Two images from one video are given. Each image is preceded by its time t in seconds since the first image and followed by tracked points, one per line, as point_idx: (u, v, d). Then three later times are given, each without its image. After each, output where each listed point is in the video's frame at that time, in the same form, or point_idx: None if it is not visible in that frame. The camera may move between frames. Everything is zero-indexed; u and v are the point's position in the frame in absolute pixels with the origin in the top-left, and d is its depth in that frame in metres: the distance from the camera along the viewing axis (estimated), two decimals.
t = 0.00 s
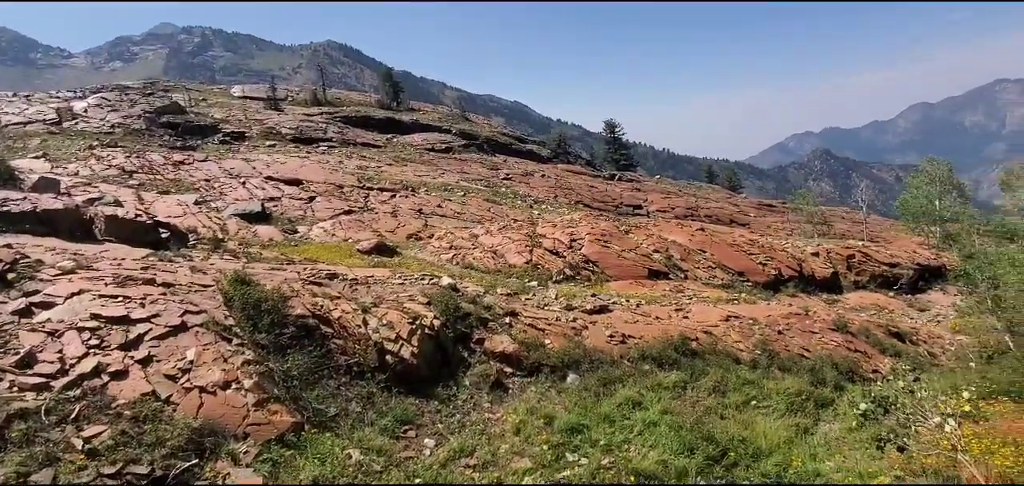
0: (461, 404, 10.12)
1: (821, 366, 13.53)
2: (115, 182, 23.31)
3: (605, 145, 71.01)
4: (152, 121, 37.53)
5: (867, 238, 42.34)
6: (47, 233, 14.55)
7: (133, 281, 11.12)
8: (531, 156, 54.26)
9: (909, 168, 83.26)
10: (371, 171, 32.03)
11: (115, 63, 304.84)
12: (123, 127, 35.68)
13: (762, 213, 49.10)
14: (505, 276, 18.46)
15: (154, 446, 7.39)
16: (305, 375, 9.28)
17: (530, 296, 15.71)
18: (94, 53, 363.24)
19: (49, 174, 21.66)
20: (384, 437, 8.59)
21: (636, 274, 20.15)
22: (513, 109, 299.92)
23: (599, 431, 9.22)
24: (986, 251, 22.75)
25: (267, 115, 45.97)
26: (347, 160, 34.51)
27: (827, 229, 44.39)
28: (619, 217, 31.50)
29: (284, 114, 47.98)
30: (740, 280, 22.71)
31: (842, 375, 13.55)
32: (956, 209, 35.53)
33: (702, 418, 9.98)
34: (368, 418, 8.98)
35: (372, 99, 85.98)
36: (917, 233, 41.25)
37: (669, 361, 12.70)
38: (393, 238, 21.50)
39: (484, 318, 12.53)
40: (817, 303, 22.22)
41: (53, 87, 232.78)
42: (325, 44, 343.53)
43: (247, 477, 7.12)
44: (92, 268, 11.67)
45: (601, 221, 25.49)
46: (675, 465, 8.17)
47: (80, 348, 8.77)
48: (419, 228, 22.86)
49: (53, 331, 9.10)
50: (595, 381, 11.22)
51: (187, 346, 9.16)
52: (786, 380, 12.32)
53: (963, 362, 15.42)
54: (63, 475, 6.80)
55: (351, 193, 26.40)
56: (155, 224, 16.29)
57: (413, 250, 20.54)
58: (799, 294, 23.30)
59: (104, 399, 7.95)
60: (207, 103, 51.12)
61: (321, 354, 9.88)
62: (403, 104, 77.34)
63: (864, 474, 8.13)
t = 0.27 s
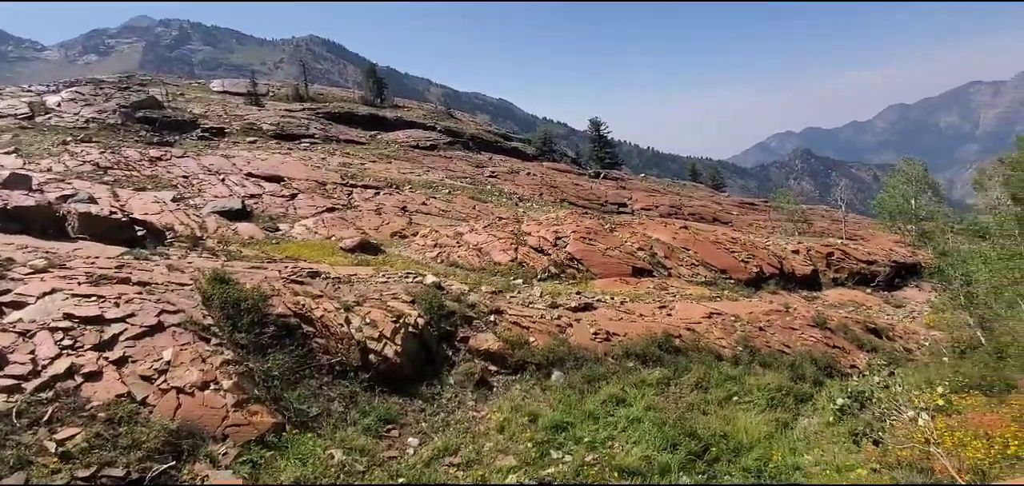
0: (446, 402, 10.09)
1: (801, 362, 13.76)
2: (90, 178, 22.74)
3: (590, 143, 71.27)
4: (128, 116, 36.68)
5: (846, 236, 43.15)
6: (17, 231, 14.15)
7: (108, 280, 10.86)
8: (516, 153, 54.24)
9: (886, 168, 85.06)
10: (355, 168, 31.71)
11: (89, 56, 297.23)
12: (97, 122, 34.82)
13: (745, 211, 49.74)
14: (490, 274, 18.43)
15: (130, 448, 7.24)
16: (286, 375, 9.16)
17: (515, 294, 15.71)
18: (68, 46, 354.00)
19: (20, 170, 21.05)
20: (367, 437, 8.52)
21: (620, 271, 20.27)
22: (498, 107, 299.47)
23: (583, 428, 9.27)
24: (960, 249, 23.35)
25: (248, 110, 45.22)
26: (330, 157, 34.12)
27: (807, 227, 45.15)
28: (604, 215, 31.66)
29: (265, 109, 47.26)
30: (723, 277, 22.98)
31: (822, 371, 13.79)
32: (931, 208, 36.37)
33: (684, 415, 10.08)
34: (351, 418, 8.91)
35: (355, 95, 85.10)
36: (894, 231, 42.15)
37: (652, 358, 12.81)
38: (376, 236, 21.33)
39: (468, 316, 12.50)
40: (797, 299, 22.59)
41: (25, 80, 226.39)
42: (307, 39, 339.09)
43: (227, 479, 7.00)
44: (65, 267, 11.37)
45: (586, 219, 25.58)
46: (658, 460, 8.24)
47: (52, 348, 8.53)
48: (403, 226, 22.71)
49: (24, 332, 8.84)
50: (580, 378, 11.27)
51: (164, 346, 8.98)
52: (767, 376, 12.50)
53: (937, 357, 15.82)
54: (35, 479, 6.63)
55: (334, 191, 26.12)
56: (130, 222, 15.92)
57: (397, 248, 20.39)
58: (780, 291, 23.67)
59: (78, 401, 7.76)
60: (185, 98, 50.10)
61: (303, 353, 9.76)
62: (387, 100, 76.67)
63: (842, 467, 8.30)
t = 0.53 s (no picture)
0: (427, 401, 10.04)
1: (778, 358, 14.01)
2: (59, 173, 22.07)
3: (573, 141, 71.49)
4: (100, 109, 35.69)
5: (823, 234, 44.02)
6: None
7: (78, 278, 10.56)
8: (500, 151, 54.15)
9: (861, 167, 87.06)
10: (336, 165, 31.33)
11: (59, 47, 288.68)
12: (68, 115, 33.81)
13: (725, 210, 50.45)
14: (472, 272, 18.38)
15: (102, 450, 7.07)
16: (264, 375, 9.02)
17: (497, 292, 15.70)
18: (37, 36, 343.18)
19: None
20: (347, 437, 8.44)
21: (603, 269, 20.39)
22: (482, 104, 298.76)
23: (565, 425, 9.30)
24: (931, 247, 24.01)
25: (226, 105, 44.36)
26: (310, 153, 33.65)
27: (785, 226, 45.94)
28: (587, 213, 31.81)
29: (244, 104, 46.41)
30: (703, 275, 23.27)
31: (798, 366, 14.06)
32: (905, 207, 37.30)
33: (665, 411, 10.19)
34: (330, 418, 8.81)
35: (336, 90, 84.04)
36: (869, 230, 43.13)
37: (634, 355, 12.91)
38: (358, 233, 21.11)
39: (450, 314, 12.44)
40: (775, 297, 22.99)
41: None
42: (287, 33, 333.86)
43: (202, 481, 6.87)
44: (32, 265, 11.02)
45: (569, 217, 25.66)
46: (638, 456, 8.32)
47: (20, 348, 8.26)
48: (385, 223, 22.51)
49: None
50: (562, 376, 11.31)
51: (137, 346, 8.76)
52: (746, 372, 12.70)
53: (909, 352, 16.25)
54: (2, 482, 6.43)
55: (315, 187, 25.78)
56: (101, 218, 15.49)
57: (379, 246, 20.21)
58: (759, 288, 24.05)
59: (47, 402, 7.53)
60: (160, 91, 48.93)
61: (281, 352, 9.62)
62: (370, 96, 75.90)
63: (817, 461, 8.47)
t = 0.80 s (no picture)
0: (409, 402, 9.97)
1: (756, 357, 14.24)
2: (27, 170, 21.39)
3: (557, 141, 71.69)
4: (70, 105, 34.68)
5: (800, 234, 44.91)
6: None
7: (46, 279, 10.23)
8: (483, 150, 54.05)
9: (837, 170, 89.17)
10: (316, 164, 30.93)
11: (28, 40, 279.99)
12: (36, 110, 32.80)
13: (706, 210, 51.10)
14: (455, 271, 18.31)
15: (72, 456, 6.87)
16: (241, 377, 8.85)
17: (480, 292, 15.66)
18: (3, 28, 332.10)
19: None
20: (326, 439, 8.33)
21: (585, 269, 20.49)
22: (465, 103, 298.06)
23: (547, 425, 9.32)
24: (903, 247, 24.66)
25: (202, 101, 43.46)
26: (290, 151, 33.16)
27: (764, 226, 46.69)
28: (569, 213, 31.95)
29: (221, 100, 45.53)
30: (684, 275, 23.54)
31: (776, 364, 14.32)
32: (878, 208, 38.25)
33: (646, 409, 10.27)
34: (309, 420, 8.69)
35: (317, 87, 82.96)
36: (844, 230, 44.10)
37: (615, 355, 13.01)
38: (338, 233, 20.88)
39: (432, 315, 12.37)
40: (754, 296, 23.37)
41: None
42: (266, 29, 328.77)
43: None
44: None
45: (552, 216, 25.71)
46: (620, 455, 8.36)
47: None
48: (366, 223, 22.30)
49: None
50: (544, 376, 11.33)
51: (108, 348, 8.54)
52: (725, 370, 12.88)
53: (882, 349, 16.67)
54: None
55: (294, 186, 25.43)
56: (70, 217, 15.04)
57: (360, 245, 20.01)
58: (738, 288, 24.43)
59: (15, 407, 7.28)
60: (134, 87, 47.74)
61: (258, 354, 9.45)
62: (351, 94, 75.12)
63: (793, 458, 8.62)
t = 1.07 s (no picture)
0: (390, 403, 9.89)
1: (736, 355, 14.44)
2: None
3: (540, 141, 71.84)
4: (39, 101, 33.66)
5: (779, 234, 45.70)
6: None
7: (13, 280, 9.91)
8: (466, 150, 53.89)
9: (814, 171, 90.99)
10: (296, 162, 30.51)
11: None
12: (3, 106, 31.75)
13: (687, 210, 51.70)
14: (437, 271, 18.22)
15: (41, 463, 6.70)
16: (217, 380, 8.68)
17: (463, 292, 15.61)
18: None
19: None
20: (305, 442, 8.22)
21: (568, 269, 20.56)
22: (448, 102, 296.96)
23: (529, 425, 9.32)
24: (877, 246, 25.27)
25: (178, 98, 42.53)
26: (269, 150, 32.65)
27: (744, 226, 47.42)
28: (552, 213, 32.05)
29: (198, 97, 44.62)
30: (666, 274, 23.77)
31: (755, 362, 14.55)
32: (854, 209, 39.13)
33: (628, 408, 10.35)
34: (288, 423, 8.57)
35: (297, 85, 81.77)
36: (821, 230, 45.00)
37: (598, 354, 13.08)
38: (319, 232, 20.63)
39: (414, 315, 12.29)
40: (734, 295, 23.70)
41: None
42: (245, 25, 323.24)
43: None
44: None
45: (535, 216, 25.74)
46: (601, 453, 8.41)
47: None
48: (347, 222, 22.07)
49: None
50: (527, 375, 11.34)
51: (78, 351, 8.29)
52: (705, 368, 13.03)
53: (857, 346, 17.06)
54: None
55: (273, 185, 25.04)
56: (38, 216, 14.60)
57: (341, 245, 19.79)
58: (718, 287, 24.77)
59: None
60: (106, 82, 46.49)
61: (235, 356, 9.28)
62: (332, 92, 74.25)
63: (771, 454, 8.78)
